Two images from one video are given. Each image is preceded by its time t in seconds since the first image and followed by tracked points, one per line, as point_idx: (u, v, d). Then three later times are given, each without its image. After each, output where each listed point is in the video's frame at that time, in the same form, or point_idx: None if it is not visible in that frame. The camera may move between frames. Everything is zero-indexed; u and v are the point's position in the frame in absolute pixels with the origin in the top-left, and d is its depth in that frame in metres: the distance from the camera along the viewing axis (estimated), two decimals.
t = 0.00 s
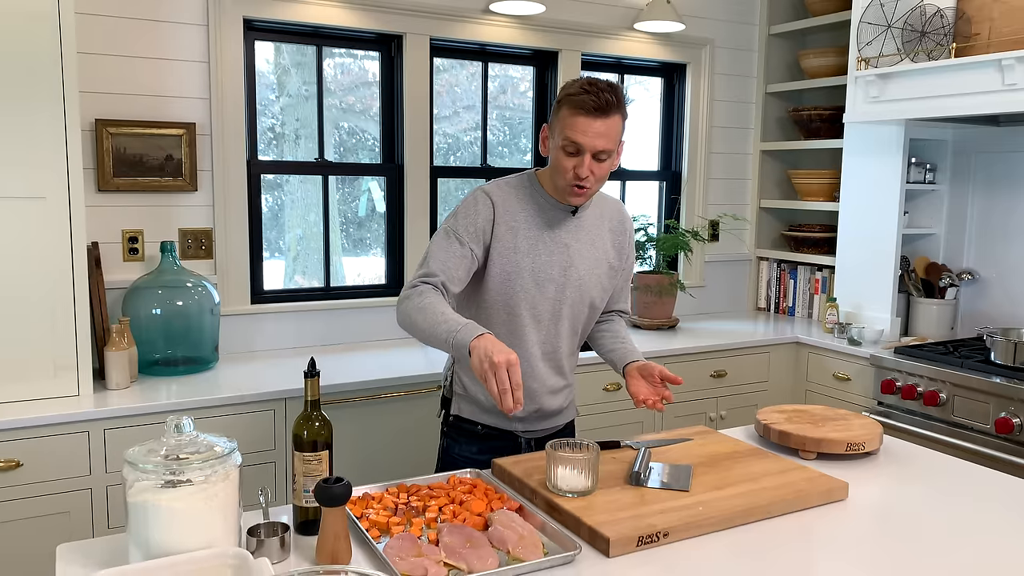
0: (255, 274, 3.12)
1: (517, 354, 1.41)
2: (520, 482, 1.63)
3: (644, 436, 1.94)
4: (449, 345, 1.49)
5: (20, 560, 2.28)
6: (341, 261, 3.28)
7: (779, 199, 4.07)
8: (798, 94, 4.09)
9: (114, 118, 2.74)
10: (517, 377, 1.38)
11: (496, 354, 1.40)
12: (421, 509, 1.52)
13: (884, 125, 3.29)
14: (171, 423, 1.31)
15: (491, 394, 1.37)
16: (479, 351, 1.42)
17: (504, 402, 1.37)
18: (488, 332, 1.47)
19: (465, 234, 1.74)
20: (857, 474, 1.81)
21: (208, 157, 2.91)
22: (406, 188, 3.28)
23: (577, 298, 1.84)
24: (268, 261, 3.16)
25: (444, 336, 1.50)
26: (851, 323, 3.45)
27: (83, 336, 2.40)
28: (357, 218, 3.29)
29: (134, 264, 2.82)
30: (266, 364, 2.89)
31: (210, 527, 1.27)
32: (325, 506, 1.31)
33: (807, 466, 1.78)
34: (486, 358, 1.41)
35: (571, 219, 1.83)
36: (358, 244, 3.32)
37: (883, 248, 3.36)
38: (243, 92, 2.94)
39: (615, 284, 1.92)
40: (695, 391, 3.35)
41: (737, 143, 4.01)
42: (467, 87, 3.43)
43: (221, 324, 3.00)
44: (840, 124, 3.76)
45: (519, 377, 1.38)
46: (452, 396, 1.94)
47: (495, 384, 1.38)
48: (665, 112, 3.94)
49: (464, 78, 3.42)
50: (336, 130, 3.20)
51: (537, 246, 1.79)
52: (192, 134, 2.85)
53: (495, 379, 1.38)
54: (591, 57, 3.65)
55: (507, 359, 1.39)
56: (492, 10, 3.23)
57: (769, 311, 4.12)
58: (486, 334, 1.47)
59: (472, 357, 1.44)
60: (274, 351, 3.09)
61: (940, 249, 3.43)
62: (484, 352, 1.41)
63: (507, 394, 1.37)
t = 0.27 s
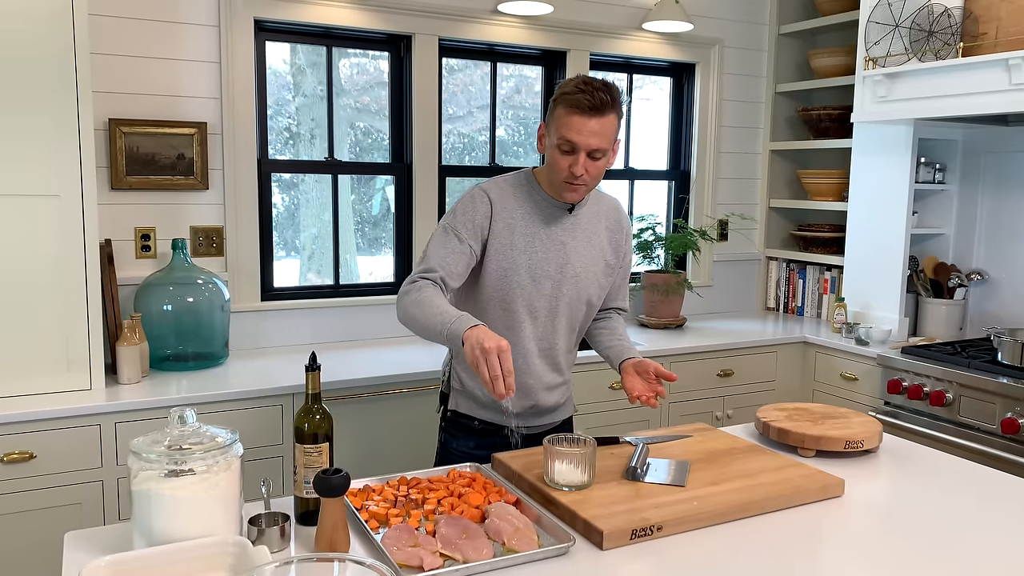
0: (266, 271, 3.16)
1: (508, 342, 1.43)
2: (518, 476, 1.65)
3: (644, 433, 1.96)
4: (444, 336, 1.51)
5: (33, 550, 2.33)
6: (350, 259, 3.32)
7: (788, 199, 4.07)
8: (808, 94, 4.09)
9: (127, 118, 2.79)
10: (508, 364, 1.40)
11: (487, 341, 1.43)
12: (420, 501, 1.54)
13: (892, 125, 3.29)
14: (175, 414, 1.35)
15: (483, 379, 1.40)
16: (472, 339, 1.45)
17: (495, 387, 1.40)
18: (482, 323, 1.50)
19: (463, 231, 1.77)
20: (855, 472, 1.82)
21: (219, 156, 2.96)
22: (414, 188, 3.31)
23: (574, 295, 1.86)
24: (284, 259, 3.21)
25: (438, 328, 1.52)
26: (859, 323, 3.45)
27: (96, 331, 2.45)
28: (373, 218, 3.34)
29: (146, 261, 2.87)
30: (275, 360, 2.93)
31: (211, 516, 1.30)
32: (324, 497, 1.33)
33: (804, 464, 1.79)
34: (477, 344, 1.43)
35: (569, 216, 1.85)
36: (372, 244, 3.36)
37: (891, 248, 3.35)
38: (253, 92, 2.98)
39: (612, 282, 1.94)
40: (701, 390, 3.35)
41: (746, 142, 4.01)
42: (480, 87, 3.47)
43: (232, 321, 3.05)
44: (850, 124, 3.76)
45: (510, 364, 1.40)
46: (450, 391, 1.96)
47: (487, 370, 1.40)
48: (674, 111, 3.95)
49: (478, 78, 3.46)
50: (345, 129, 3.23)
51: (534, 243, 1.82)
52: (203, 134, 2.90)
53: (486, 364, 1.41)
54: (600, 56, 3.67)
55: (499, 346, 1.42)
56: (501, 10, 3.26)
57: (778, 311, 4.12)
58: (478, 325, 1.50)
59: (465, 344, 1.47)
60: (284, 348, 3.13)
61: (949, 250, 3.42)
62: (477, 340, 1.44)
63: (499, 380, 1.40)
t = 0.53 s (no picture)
0: (278, 270, 3.21)
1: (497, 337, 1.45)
2: (521, 471, 1.68)
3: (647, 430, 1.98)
4: (437, 332, 1.54)
5: (49, 541, 2.38)
6: (360, 257, 3.36)
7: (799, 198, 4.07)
8: (818, 94, 4.08)
9: (142, 118, 2.84)
10: (496, 358, 1.42)
11: (476, 337, 1.45)
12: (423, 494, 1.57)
13: (902, 123, 3.28)
14: (185, 407, 1.38)
15: (472, 374, 1.42)
16: (462, 335, 1.47)
17: (483, 383, 1.41)
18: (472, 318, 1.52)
19: (460, 229, 1.79)
20: (857, 469, 1.83)
21: (232, 156, 3.00)
22: (424, 187, 3.34)
23: (571, 292, 1.89)
24: (299, 259, 3.25)
25: (432, 326, 1.55)
26: (868, 323, 3.45)
27: (111, 328, 2.50)
28: (386, 218, 3.38)
29: (161, 259, 2.92)
30: (286, 357, 2.97)
31: (218, 507, 1.34)
32: (328, 488, 1.36)
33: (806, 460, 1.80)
34: (466, 340, 1.45)
35: (566, 215, 1.88)
36: (386, 243, 3.40)
37: (901, 248, 3.34)
38: (266, 93, 3.03)
39: (609, 279, 1.97)
40: (709, 388, 3.36)
41: (756, 142, 4.01)
42: (491, 87, 3.50)
43: (244, 318, 3.09)
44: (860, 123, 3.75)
45: (498, 360, 1.42)
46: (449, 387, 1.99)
47: (475, 365, 1.42)
48: (684, 111, 3.96)
49: (490, 78, 3.49)
50: (356, 129, 3.27)
51: (531, 241, 1.85)
52: (216, 134, 2.94)
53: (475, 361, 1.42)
54: (610, 56, 3.68)
55: (488, 342, 1.43)
56: (511, 11, 3.28)
57: (788, 310, 4.11)
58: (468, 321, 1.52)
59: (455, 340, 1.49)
60: (295, 345, 3.17)
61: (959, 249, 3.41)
62: (467, 335, 1.46)
63: (487, 376, 1.41)
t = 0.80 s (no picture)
0: (292, 268, 3.25)
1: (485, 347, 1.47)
2: (529, 465, 1.70)
3: (654, 426, 2.00)
4: (430, 339, 1.56)
5: (68, 534, 2.43)
6: (372, 256, 3.39)
7: (810, 197, 4.07)
8: (830, 93, 4.08)
9: (158, 119, 2.89)
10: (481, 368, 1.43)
11: (463, 346, 1.46)
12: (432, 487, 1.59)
13: (913, 122, 3.28)
14: (199, 400, 1.41)
15: (457, 384, 1.43)
16: (450, 343, 1.49)
17: (468, 392, 1.41)
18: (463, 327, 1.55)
19: (460, 228, 1.81)
20: (863, 465, 1.85)
21: (247, 156, 3.05)
22: (436, 187, 3.37)
23: (570, 290, 1.91)
24: (313, 258, 3.29)
25: (425, 330, 1.57)
26: (879, 322, 3.45)
27: (128, 325, 2.55)
28: (400, 218, 3.42)
29: (177, 258, 2.97)
30: (300, 354, 3.01)
31: (232, 497, 1.37)
32: (339, 480, 1.39)
33: (812, 456, 1.81)
34: (453, 349, 1.46)
35: (565, 213, 1.90)
36: (400, 243, 3.44)
37: (912, 247, 3.34)
38: (280, 94, 3.07)
39: (607, 277, 1.99)
40: (719, 387, 3.37)
41: (767, 141, 4.02)
42: (504, 87, 3.53)
43: (258, 316, 3.14)
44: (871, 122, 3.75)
45: (484, 370, 1.43)
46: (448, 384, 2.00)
47: (460, 374, 1.43)
48: (695, 110, 3.97)
49: (503, 79, 3.53)
50: (370, 129, 3.31)
51: (530, 240, 1.87)
52: (231, 134, 2.99)
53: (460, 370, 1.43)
54: (621, 56, 3.70)
55: (474, 351, 1.45)
56: (522, 11, 3.31)
57: (799, 309, 4.11)
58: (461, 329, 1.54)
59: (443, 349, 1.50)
60: (309, 342, 3.21)
61: (971, 248, 3.40)
62: (455, 344, 1.47)
63: (472, 384, 1.42)
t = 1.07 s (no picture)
0: (303, 268, 3.28)
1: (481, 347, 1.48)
2: (535, 461, 1.72)
3: (661, 424, 2.01)
4: (427, 342, 1.57)
5: (83, 529, 2.46)
6: (383, 256, 3.42)
7: (821, 197, 4.06)
8: (840, 92, 4.08)
9: (171, 120, 2.93)
10: (478, 368, 1.44)
11: (458, 346, 1.47)
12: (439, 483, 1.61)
13: (924, 121, 3.27)
14: (210, 396, 1.44)
15: (454, 384, 1.44)
16: (448, 344, 1.50)
17: (465, 392, 1.43)
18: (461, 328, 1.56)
19: (456, 230, 1.83)
20: (869, 464, 1.85)
21: (259, 156, 3.08)
22: (446, 187, 3.40)
23: (566, 289, 1.93)
24: (326, 259, 3.33)
25: (422, 334, 1.59)
26: (889, 321, 3.44)
27: (143, 323, 2.59)
28: (412, 218, 3.45)
29: (190, 257, 3.01)
30: (312, 352, 3.04)
31: (242, 491, 1.40)
32: (347, 475, 1.41)
33: (817, 454, 1.82)
34: (450, 350, 1.48)
35: (560, 213, 1.92)
36: (411, 243, 3.47)
37: (923, 246, 3.33)
38: (291, 94, 3.10)
39: (603, 275, 2.01)
40: (728, 387, 3.38)
41: (777, 140, 4.01)
42: (515, 87, 3.56)
43: (270, 315, 3.17)
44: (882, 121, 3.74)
45: (479, 368, 1.44)
46: (445, 384, 2.01)
47: (457, 374, 1.45)
48: (705, 110, 3.97)
49: (515, 79, 3.55)
50: (381, 130, 3.34)
51: (526, 240, 1.88)
52: (243, 135, 3.02)
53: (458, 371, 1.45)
54: (630, 56, 3.71)
55: (469, 351, 1.46)
56: (531, 12, 3.33)
57: (810, 309, 4.11)
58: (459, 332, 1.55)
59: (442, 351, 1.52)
60: (320, 341, 3.24)
61: (983, 247, 3.39)
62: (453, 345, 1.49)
63: (468, 384, 1.43)
